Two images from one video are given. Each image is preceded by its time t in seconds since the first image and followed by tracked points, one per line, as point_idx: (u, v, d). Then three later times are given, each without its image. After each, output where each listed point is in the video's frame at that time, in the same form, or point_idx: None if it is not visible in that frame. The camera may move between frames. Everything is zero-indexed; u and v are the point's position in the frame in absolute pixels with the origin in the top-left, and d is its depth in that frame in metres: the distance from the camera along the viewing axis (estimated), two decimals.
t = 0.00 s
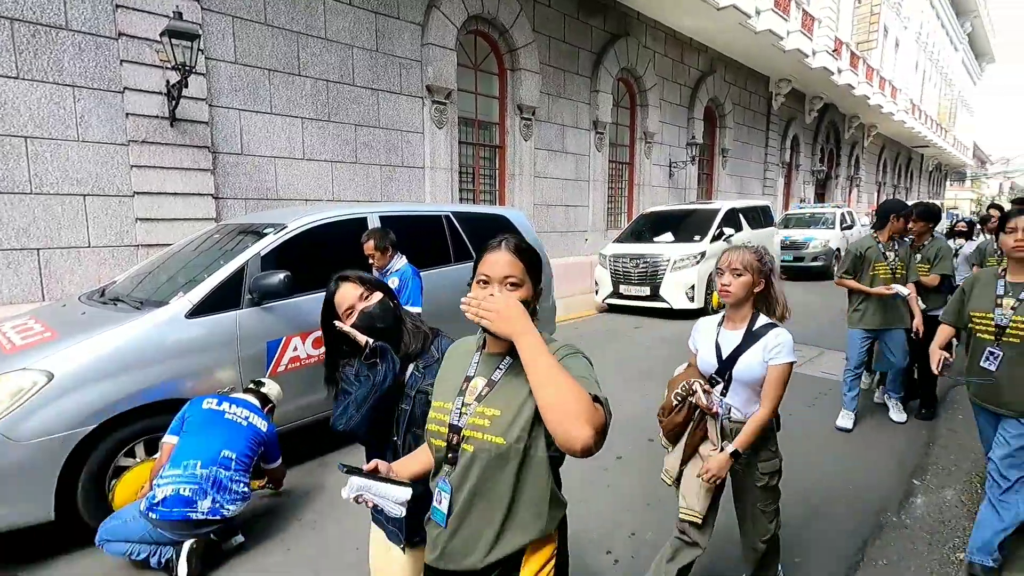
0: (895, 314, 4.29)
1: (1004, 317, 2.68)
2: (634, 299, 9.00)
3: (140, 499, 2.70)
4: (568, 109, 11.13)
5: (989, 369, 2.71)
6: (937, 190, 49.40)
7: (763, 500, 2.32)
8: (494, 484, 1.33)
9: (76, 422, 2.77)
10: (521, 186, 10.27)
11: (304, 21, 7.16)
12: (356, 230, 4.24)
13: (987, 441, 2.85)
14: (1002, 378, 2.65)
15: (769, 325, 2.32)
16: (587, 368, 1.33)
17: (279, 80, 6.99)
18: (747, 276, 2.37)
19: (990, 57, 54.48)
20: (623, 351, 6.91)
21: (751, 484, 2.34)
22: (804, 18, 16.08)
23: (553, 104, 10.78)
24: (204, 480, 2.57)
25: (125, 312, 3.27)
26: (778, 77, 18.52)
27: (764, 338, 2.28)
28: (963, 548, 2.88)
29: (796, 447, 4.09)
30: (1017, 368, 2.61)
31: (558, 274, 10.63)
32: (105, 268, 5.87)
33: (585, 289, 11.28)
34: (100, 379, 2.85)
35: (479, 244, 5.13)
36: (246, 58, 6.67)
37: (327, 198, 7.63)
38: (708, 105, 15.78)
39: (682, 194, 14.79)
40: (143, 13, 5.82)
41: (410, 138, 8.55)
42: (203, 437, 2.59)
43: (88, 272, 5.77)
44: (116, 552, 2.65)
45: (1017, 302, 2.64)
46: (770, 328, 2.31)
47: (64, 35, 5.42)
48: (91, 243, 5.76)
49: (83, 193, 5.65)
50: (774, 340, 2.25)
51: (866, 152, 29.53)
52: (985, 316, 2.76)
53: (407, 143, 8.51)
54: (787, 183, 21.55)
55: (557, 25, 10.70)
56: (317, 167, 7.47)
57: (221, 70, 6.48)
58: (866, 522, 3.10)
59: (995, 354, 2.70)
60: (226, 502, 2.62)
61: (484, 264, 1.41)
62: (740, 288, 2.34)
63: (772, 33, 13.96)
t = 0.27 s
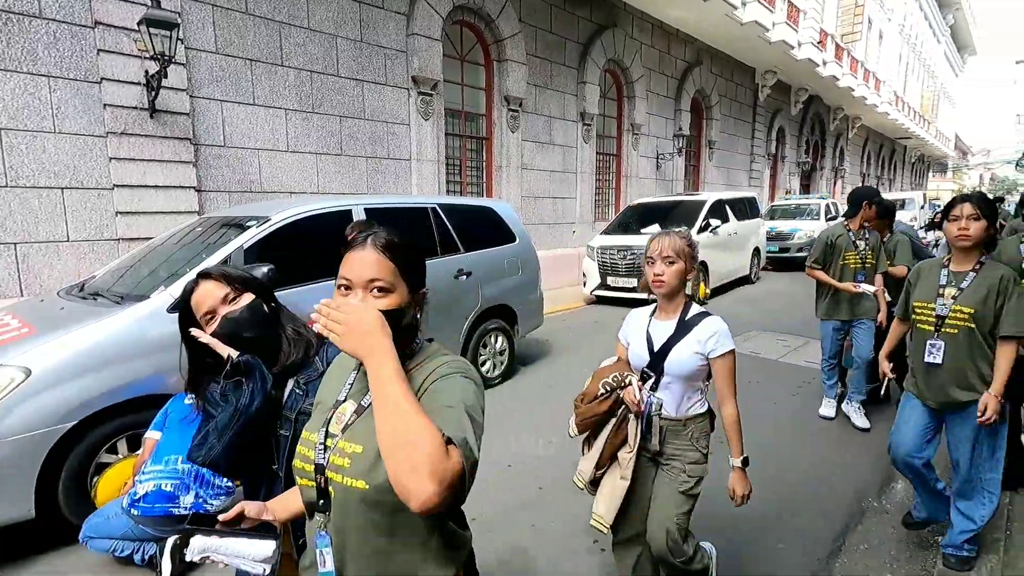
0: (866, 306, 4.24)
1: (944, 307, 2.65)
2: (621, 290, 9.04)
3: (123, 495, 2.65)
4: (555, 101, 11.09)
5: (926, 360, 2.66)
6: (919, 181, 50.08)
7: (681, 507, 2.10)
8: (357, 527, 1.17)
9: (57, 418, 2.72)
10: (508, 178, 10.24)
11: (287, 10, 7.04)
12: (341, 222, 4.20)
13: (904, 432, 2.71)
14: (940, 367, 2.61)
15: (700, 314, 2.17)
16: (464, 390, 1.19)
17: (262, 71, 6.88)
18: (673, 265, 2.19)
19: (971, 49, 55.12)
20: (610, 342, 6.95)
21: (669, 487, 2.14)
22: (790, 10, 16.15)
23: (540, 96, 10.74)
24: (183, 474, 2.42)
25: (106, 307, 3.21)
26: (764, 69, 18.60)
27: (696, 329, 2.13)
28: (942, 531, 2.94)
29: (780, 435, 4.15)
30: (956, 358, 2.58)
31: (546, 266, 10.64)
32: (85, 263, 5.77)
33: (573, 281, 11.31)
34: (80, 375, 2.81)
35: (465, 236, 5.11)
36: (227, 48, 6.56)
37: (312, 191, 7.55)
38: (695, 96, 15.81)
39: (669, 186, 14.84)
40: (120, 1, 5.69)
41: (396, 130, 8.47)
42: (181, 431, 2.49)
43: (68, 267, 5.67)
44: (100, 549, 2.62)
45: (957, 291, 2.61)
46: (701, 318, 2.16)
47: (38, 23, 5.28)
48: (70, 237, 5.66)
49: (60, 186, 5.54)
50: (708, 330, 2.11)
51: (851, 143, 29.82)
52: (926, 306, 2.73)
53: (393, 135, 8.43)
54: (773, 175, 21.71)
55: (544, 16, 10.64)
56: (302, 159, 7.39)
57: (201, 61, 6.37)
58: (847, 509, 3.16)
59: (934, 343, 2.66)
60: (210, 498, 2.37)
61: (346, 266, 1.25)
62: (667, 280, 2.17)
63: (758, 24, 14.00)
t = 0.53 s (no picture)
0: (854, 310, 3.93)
1: (865, 333, 2.49)
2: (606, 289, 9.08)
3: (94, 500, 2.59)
4: (540, 100, 11.10)
5: (859, 390, 2.46)
6: (897, 182, 51.04)
7: (625, 537, 1.97)
8: None
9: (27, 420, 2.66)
10: (493, 177, 10.22)
11: (269, 5, 6.95)
12: (323, 221, 4.16)
13: (818, 462, 2.54)
14: (872, 396, 2.44)
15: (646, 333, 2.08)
16: (257, 452, 0.98)
17: (243, 67, 6.78)
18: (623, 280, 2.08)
19: (948, 53, 56.30)
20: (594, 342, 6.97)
21: (611, 514, 2.00)
22: (772, 12, 16.34)
23: (525, 95, 10.74)
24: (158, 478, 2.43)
25: (79, 306, 3.14)
26: (746, 70, 18.81)
27: (638, 347, 2.02)
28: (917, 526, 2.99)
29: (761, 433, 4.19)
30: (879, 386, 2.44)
31: (530, 265, 10.65)
32: (60, 261, 5.64)
33: (557, 280, 11.34)
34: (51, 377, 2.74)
35: (449, 235, 5.09)
36: (207, 43, 6.45)
37: (294, 188, 7.46)
38: (679, 97, 15.93)
39: (653, 185, 14.94)
40: None
41: (380, 127, 8.41)
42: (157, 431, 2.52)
43: (41, 265, 5.53)
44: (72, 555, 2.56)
45: (875, 316, 2.47)
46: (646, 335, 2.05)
47: (9, 15, 5.14)
48: (44, 235, 5.52)
49: (33, 182, 5.41)
50: (652, 345, 2.02)
51: (831, 145, 30.27)
52: (846, 333, 2.55)
53: (377, 132, 8.37)
54: (756, 175, 21.97)
55: (529, 14, 10.64)
56: (284, 156, 7.30)
57: (180, 55, 6.25)
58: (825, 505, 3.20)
59: (858, 370, 2.49)
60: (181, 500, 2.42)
61: (105, 292, 1.02)
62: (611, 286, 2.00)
63: (740, 26, 14.15)
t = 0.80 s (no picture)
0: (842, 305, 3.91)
1: (782, 357, 2.24)
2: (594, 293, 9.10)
3: (72, 507, 2.55)
4: (530, 104, 11.12)
5: (752, 408, 2.31)
6: (880, 190, 51.88)
7: None
8: None
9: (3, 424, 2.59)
10: (483, 180, 10.22)
11: (257, 5, 6.89)
12: (310, 223, 4.12)
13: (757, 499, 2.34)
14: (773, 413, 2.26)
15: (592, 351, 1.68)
16: None
17: (230, 66, 6.72)
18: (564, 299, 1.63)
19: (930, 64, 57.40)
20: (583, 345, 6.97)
21: None
22: (759, 21, 16.55)
23: (514, 99, 10.76)
24: (142, 484, 2.45)
25: (59, 308, 3.08)
26: (734, 77, 19.01)
27: (578, 375, 1.61)
28: (901, 530, 3.02)
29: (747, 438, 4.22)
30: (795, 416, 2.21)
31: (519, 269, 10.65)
32: (39, 261, 5.53)
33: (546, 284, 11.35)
34: (29, 380, 2.67)
35: (438, 238, 5.07)
36: (194, 42, 6.38)
37: (281, 189, 7.39)
38: (667, 103, 16.06)
39: (641, 190, 15.03)
40: None
41: (369, 129, 8.37)
42: (139, 438, 2.49)
43: (19, 265, 5.42)
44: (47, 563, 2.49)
45: (792, 340, 2.23)
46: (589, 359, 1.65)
47: None
48: (23, 234, 5.41)
49: (13, 181, 5.30)
50: (594, 369, 1.61)
51: (816, 152, 30.69)
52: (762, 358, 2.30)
53: (365, 134, 8.32)
54: (743, 181, 22.20)
55: (520, 19, 10.67)
56: (271, 157, 7.23)
57: (166, 54, 6.18)
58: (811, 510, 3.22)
59: (764, 392, 2.28)
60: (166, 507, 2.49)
61: None
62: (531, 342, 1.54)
63: (728, 34, 14.32)
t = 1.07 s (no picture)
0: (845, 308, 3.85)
1: (736, 374, 2.10)
2: (597, 292, 9.09)
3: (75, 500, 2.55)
4: (533, 102, 11.09)
5: (705, 426, 2.21)
6: (885, 189, 51.68)
7: None
8: None
9: (7, 418, 2.60)
10: (486, 178, 10.20)
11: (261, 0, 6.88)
12: (314, 219, 4.11)
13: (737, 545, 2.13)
14: (722, 434, 2.17)
15: (518, 382, 1.46)
16: None
17: (234, 62, 6.71)
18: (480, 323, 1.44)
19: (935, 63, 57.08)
20: (585, 343, 6.96)
21: None
22: (764, 19, 16.48)
23: (518, 96, 10.73)
24: (146, 478, 2.46)
25: (62, 302, 3.08)
26: (739, 76, 18.94)
27: (491, 406, 1.41)
28: (904, 530, 3.00)
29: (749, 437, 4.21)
30: (752, 443, 2.08)
31: (522, 266, 10.64)
32: (43, 255, 5.54)
33: (548, 282, 11.33)
34: (31, 374, 2.68)
35: (441, 235, 5.06)
36: (198, 37, 6.38)
37: (285, 185, 7.39)
38: (671, 101, 16.01)
39: (645, 189, 14.99)
40: None
41: (373, 126, 8.36)
42: (145, 434, 2.48)
43: (23, 259, 5.43)
44: (50, 557, 2.50)
45: (748, 356, 2.09)
46: (507, 388, 1.44)
47: None
48: (27, 228, 5.43)
49: (18, 175, 5.31)
50: (512, 403, 1.39)
51: (821, 151, 30.58)
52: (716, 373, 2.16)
53: (369, 131, 8.31)
54: (747, 181, 22.14)
55: (524, 16, 10.64)
56: (274, 153, 7.23)
57: (170, 49, 6.17)
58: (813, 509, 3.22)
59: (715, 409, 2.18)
60: (168, 502, 2.49)
61: None
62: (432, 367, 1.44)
63: (733, 32, 14.26)
